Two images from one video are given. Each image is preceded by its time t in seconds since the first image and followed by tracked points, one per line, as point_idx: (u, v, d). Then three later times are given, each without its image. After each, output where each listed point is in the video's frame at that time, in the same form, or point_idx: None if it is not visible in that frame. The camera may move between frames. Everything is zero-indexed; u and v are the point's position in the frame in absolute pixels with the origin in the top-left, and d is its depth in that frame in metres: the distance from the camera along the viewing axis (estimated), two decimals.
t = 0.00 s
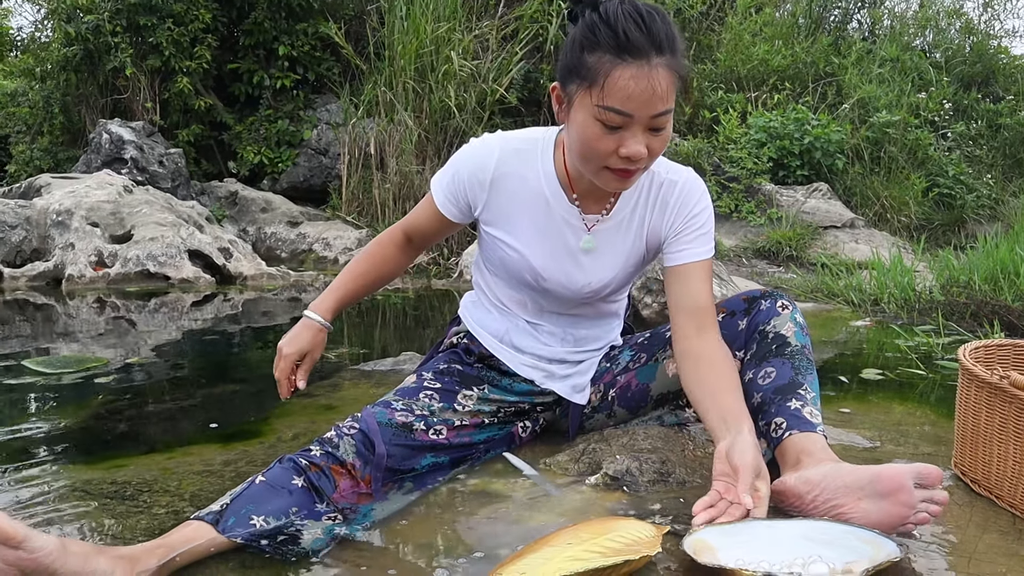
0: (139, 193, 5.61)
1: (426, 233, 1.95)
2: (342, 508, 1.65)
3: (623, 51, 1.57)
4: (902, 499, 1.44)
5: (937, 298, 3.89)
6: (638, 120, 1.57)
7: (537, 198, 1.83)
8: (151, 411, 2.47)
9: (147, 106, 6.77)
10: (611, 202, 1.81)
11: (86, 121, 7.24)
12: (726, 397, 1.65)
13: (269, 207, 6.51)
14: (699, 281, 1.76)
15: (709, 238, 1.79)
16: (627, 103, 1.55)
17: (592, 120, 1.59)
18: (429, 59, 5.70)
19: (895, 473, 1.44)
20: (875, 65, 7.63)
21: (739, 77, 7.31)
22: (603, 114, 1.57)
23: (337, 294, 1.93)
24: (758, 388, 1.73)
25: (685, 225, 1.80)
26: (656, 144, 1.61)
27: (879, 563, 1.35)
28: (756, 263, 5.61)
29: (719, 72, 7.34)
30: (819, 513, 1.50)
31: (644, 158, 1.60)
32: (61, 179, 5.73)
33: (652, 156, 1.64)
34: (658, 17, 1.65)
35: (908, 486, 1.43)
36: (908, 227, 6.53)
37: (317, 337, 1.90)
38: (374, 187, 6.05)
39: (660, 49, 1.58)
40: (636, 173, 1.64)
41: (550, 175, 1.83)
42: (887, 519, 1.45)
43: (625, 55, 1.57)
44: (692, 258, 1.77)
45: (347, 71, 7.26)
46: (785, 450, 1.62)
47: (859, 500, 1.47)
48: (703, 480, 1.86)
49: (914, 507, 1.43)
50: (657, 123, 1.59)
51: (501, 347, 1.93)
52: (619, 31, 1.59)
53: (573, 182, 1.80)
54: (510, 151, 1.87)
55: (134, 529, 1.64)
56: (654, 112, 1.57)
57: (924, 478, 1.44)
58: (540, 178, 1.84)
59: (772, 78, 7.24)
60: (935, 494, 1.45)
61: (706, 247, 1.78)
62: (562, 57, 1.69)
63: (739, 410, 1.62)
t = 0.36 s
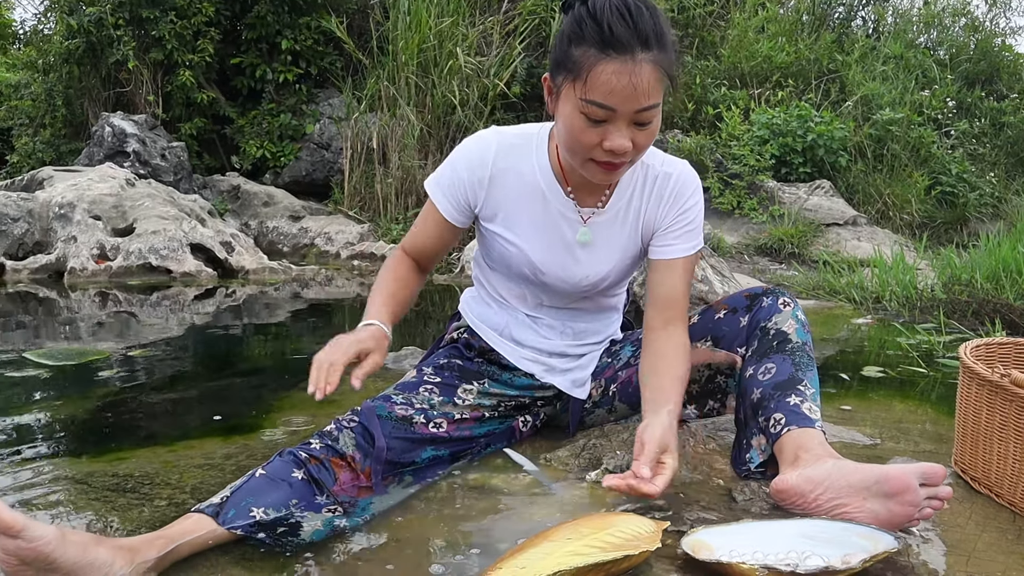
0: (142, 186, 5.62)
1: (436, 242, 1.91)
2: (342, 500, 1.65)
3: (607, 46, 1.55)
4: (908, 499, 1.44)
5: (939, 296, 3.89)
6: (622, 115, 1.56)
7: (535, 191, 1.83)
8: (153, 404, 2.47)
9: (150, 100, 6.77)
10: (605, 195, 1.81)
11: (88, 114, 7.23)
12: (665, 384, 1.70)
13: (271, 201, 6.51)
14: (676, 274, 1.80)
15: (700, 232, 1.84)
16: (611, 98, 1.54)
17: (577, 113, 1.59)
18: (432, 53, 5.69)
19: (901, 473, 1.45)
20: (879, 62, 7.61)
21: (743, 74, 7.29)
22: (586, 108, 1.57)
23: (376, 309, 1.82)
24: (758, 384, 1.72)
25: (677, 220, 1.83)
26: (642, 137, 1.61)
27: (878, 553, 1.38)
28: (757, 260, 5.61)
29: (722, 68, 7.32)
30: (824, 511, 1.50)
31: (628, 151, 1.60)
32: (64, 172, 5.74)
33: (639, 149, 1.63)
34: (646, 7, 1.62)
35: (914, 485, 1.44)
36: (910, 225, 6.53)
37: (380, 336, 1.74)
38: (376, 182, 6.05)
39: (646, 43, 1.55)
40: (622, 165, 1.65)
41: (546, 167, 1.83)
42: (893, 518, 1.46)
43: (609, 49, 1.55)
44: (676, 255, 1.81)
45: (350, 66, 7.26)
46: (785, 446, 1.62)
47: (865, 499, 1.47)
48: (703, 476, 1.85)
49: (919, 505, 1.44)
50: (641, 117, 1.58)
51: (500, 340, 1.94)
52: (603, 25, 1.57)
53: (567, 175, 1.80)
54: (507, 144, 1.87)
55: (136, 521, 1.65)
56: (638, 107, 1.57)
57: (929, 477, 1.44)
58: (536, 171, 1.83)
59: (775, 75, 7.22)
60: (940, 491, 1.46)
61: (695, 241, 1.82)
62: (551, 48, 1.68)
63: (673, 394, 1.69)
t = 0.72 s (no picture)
0: (144, 182, 5.62)
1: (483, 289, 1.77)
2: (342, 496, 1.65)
3: (600, 41, 1.55)
4: (909, 498, 1.44)
5: (941, 294, 3.89)
6: (615, 110, 1.56)
7: (533, 194, 1.80)
8: (154, 399, 2.48)
9: (152, 95, 6.77)
10: (599, 194, 1.81)
11: (90, 109, 7.23)
12: (615, 397, 1.79)
13: (273, 197, 6.52)
14: (660, 276, 1.84)
15: (692, 223, 1.86)
16: (604, 93, 1.54)
17: (570, 109, 1.59)
18: (434, 50, 5.69)
19: (901, 471, 1.44)
20: (882, 60, 7.59)
21: (745, 71, 7.26)
22: (580, 104, 1.57)
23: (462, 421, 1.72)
24: (759, 383, 1.73)
25: (669, 212, 1.85)
26: (634, 133, 1.61)
27: (877, 551, 1.36)
28: (759, 258, 5.60)
29: (725, 65, 7.30)
30: (824, 508, 1.51)
31: (622, 147, 1.60)
32: (66, 168, 5.75)
33: (631, 145, 1.64)
34: (639, 3, 1.63)
35: (914, 484, 1.43)
36: (912, 223, 6.52)
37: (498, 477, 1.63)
38: (378, 178, 6.06)
39: (639, 38, 1.56)
40: (615, 161, 1.65)
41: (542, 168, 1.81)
42: (893, 516, 1.46)
43: (601, 44, 1.55)
44: (672, 247, 1.84)
45: (352, 61, 7.25)
46: (785, 444, 1.62)
47: (865, 498, 1.47)
48: (703, 472, 1.85)
49: (921, 503, 1.44)
50: (635, 112, 1.58)
51: (501, 338, 1.94)
52: (596, 20, 1.57)
53: (561, 172, 1.79)
54: (501, 147, 1.83)
55: (137, 516, 1.65)
56: (632, 101, 1.57)
57: (930, 475, 1.43)
58: (533, 173, 1.80)
59: (778, 72, 7.20)
60: (941, 489, 1.45)
61: (689, 234, 1.85)
62: (544, 45, 1.68)
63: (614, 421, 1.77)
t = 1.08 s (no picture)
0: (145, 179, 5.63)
1: (461, 287, 1.73)
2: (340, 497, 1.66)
3: (600, 50, 1.55)
4: (909, 498, 1.44)
5: (942, 293, 3.89)
6: (614, 120, 1.56)
7: (535, 200, 1.79)
8: (154, 396, 2.49)
9: (154, 92, 6.77)
10: (603, 200, 1.80)
11: (92, 106, 7.24)
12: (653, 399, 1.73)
13: (274, 194, 6.52)
14: (685, 277, 1.81)
15: (703, 228, 1.84)
16: (603, 103, 1.54)
17: (570, 117, 1.59)
18: (436, 47, 5.69)
19: (901, 472, 1.44)
20: (884, 58, 7.59)
21: (747, 69, 7.24)
22: (579, 113, 1.57)
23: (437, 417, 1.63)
24: (760, 383, 1.73)
25: (677, 219, 1.83)
26: (635, 144, 1.61)
27: (876, 550, 1.37)
28: (760, 256, 5.60)
29: (726, 63, 7.29)
30: (823, 508, 1.51)
31: (620, 157, 1.60)
32: (68, 164, 5.76)
33: (632, 155, 1.63)
34: (643, 11, 1.62)
35: (914, 484, 1.43)
36: (914, 221, 6.52)
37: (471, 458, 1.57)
38: (379, 176, 6.06)
39: (640, 48, 1.55)
40: (615, 171, 1.65)
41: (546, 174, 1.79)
42: (893, 516, 1.46)
43: (601, 54, 1.55)
44: (684, 253, 1.82)
45: (354, 59, 7.26)
46: (785, 443, 1.63)
47: (864, 498, 1.48)
48: (702, 472, 1.86)
49: (919, 504, 1.44)
50: (635, 123, 1.58)
51: (502, 337, 1.93)
52: (596, 28, 1.57)
53: (565, 179, 1.78)
54: (504, 151, 1.82)
55: (138, 513, 1.66)
56: (631, 112, 1.56)
57: (930, 476, 1.43)
58: (536, 179, 1.79)
59: (780, 70, 7.19)
60: (941, 489, 1.45)
61: (699, 240, 1.83)
62: (546, 50, 1.68)
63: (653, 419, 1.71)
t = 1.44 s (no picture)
0: (145, 178, 5.63)
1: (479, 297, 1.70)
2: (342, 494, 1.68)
3: (591, 55, 1.54)
4: (908, 500, 1.44)
5: (942, 293, 3.90)
6: (602, 126, 1.56)
7: (533, 208, 1.80)
8: (155, 395, 2.49)
9: (155, 92, 6.78)
10: (599, 207, 1.81)
11: (93, 105, 7.24)
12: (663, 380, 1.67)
13: (274, 193, 6.53)
14: (688, 268, 1.77)
15: (704, 223, 1.80)
16: (590, 108, 1.55)
17: (559, 121, 1.60)
18: (436, 47, 5.70)
19: (900, 473, 1.44)
20: (885, 58, 7.60)
21: (747, 69, 7.25)
22: (567, 117, 1.57)
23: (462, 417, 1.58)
24: (760, 383, 1.73)
25: (674, 213, 1.81)
26: (624, 151, 1.60)
27: (876, 547, 1.38)
28: (760, 256, 5.60)
29: (726, 64, 7.30)
30: (823, 508, 1.52)
31: (608, 163, 1.60)
32: (69, 163, 5.76)
33: (622, 163, 1.63)
34: (641, 18, 1.61)
35: (913, 486, 1.43)
36: (914, 222, 6.52)
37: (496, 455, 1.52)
38: (380, 175, 6.06)
39: (633, 54, 1.54)
40: (604, 177, 1.65)
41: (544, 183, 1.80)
42: (892, 518, 1.46)
43: (592, 58, 1.54)
44: (687, 243, 1.78)
45: (355, 58, 7.26)
46: (786, 444, 1.63)
47: (864, 499, 1.48)
48: (702, 472, 1.86)
49: (918, 505, 1.44)
50: (624, 131, 1.57)
51: (502, 339, 1.94)
52: (589, 33, 1.56)
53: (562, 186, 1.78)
54: (503, 159, 1.82)
55: (139, 512, 1.66)
56: (620, 120, 1.56)
57: (929, 478, 1.43)
58: (534, 188, 1.80)
59: (780, 70, 7.19)
60: (940, 490, 1.46)
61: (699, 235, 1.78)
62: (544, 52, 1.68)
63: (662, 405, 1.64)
